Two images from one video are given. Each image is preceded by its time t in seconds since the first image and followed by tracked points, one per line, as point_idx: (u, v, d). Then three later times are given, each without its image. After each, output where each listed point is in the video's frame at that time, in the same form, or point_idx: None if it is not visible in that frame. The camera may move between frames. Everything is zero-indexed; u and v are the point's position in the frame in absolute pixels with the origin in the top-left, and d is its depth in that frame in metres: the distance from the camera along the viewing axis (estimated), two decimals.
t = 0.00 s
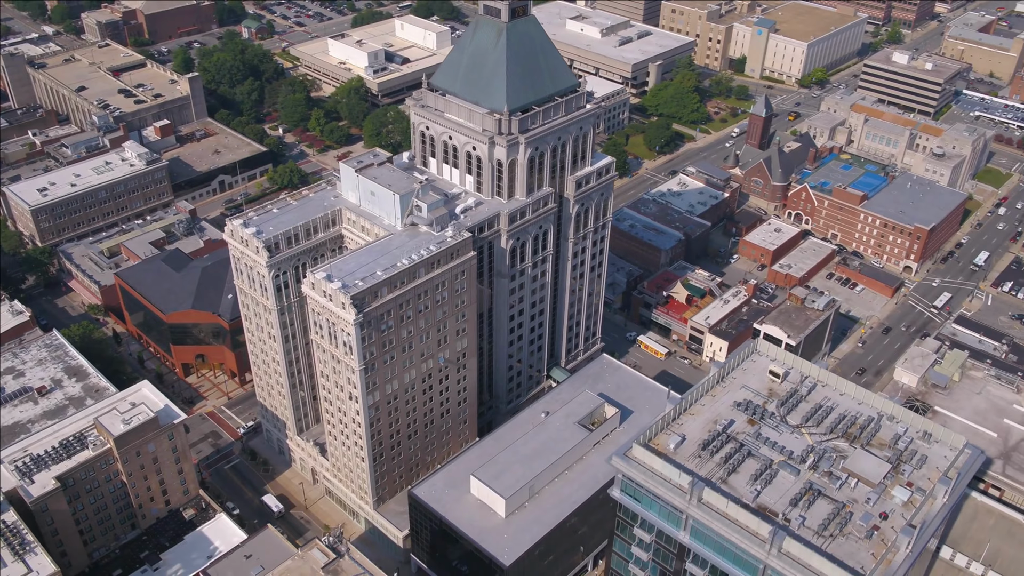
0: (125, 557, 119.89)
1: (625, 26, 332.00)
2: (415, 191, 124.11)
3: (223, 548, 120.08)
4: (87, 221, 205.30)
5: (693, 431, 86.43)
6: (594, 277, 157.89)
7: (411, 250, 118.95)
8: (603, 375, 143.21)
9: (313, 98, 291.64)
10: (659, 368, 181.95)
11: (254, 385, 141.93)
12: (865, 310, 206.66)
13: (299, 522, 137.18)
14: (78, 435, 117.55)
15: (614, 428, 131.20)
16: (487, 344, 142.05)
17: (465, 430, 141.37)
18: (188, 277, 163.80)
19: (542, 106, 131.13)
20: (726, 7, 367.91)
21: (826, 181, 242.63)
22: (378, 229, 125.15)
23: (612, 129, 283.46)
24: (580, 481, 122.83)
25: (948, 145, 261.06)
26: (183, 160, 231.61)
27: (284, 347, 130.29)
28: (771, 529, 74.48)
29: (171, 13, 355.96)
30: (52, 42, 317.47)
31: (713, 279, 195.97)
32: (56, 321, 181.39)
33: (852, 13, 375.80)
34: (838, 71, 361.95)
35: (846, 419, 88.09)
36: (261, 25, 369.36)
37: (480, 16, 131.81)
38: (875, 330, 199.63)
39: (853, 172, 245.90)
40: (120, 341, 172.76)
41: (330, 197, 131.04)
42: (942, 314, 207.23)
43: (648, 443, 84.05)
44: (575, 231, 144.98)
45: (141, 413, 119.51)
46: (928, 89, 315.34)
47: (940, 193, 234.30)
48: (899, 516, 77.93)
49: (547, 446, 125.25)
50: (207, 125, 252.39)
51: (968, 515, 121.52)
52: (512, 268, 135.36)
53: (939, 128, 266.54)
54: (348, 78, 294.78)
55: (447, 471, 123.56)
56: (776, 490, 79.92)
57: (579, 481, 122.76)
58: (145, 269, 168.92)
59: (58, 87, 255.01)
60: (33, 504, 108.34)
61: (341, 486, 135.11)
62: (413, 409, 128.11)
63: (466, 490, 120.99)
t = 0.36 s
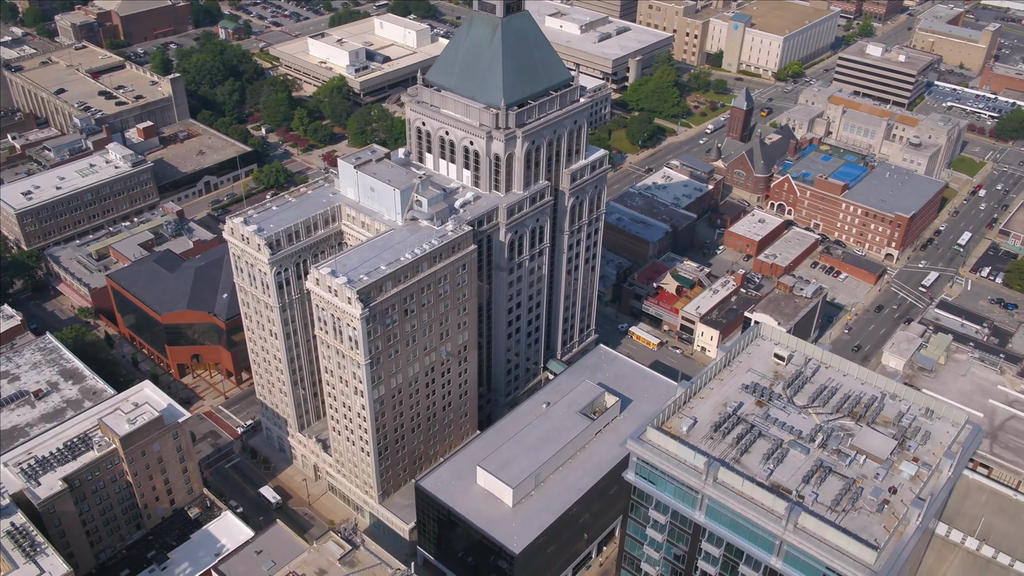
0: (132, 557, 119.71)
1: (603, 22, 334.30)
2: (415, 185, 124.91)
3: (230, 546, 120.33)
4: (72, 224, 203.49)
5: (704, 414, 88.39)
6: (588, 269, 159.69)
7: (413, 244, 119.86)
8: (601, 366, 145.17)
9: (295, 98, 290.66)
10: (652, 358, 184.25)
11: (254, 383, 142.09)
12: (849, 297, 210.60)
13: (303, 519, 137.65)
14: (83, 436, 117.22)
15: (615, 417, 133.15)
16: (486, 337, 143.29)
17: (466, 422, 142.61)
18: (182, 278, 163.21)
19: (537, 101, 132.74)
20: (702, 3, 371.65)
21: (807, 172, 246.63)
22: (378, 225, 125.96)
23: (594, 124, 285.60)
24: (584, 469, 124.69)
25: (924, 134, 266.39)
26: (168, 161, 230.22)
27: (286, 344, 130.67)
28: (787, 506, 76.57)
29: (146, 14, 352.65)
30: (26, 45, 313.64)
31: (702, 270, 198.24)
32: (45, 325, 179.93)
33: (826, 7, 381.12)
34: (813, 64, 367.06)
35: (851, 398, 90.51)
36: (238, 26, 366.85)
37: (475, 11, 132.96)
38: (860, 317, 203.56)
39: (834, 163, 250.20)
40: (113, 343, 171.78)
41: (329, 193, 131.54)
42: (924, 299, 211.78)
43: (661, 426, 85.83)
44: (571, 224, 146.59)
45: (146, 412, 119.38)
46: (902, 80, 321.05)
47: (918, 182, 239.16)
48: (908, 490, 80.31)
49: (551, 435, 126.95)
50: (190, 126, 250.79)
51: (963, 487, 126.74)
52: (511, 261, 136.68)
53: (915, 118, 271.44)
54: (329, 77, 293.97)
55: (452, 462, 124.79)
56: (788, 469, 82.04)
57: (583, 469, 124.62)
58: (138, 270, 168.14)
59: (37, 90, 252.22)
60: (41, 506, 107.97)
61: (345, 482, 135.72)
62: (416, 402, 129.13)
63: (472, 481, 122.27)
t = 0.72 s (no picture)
0: (138, 558, 119.60)
1: (583, 19, 336.27)
2: (415, 181, 125.88)
3: (237, 543, 120.64)
4: (59, 226, 201.69)
5: (712, 398, 90.24)
6: (583, 261, 161.29)
7: (415, 239, 120.68)
8: (598, 357, 146.86)
9: (277, 98, 289.57)
10: (645, 349, 186.37)
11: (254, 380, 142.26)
12: (835, 286, 214.17)
13: (306, 516, 138.04)
14: (87, 437, 116.89)
15: (615, 407, 134.87)
16: (485, 331, 144.39)
17: (467, 415, 143.71)
18: (176, 278, 162.58)
19: (533, 95, 133.77)
20: None
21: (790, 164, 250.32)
22: (379, 220, 126.61)
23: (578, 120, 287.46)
24: (587, 458, 126.33)
25: (902, 125, 270.91)
26: (153, 163, 228.73)
27: (287, 341, 131.03)
28: (799, 485, 78.50)
29: (123, 16, 349.29)
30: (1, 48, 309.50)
31: (691, 261, 199.49)
32: (36, 329, 178.47)
33: (801, 2, 385.92)
34: (790, 58, 371.70)
35: (854, 379, 92.79)
36: (216, 27, 364.21)
37: (469, 8, 134.19)
38: (847, 305, 207.14)
39: (815, 154, 254.18)
40: (106, 346, 170.84)
41: (327, 190, 132.01)
42: (907, 287, 215.83)
43: (671, 411, 87.53)
44: (566, 217, 148.01)
45: (150, 412, 119.25)
46: (878, 73, 326.35)
47: (898, 172, 243.56)
48: (914, 466, 82.63)
49: (553, 427, 128.44)
50: (173, 127, 249.13)
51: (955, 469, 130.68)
52: (509, 255, 137.93)
53: (893, 109, 276.17)
54: (312, 77, 293.09)
55: (457, 455, 125.84)
56: (797, 449, 84.07)
57: (586, 458, 126.24)
58: (131, 272, 167.32)
59: (17, 93, 249.33)
60: (48, 507, 107.66)
61: (348, 477, 136.28)
62: (419, 396, 130.01)
63: (477, 473, 123.47)
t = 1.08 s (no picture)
0: (145, 558, 119.46)
1: (562, 16, 338.20)
2: (414, 176, 126.70)
3: (245, 541, 120.94)
4: (45, 230, 199.79)
5: (721, 382, 92.29)
6: (577, 254, 162.98)
7: (416, 234, 121.60)
8: (596, 348, 148.66)
9: (259, 98, 288.25)
10: (637, 340, 188.68)
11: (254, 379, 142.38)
12: (819, 275, 218.05)
13: (310, 512, 138.43)
14: (91, 438, 116.50)
15: (615, 396, 136.75)
16: (483, 324, 145.58)
17: (467, 408, 144.81)
18: (169, 279, 161.85)
19: (528, 90, 135.32)
20: None
21: (771, 156, 253.99)
22: (378, 216, 127.33)
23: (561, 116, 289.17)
24: (590, 447, 128.08)
25: (879, 116, 275.71)
26: (137, 164, 226.98)
27: (289, 338, 131.41)
28: (811, 463, 80.68)
29: (97, 18, 345.34)
30: None
31: (679, 254, 203.14)
32: (25, 333, 176.83)
33: None
34: (765, 52, 376.33)
35: (856, 360, 95.27)
36: (192, 28, 361.00)
37: (463, 5, 135.29)
38: (832, 292, 211.02)
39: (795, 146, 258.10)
40: (98, 348, 169.74)
41: (325, 187, 132.40)
42: (890, 274, 220.23)
43: (682, 395, 89.41)
44: (561, 210, 149.54)
45: (154, 412, 119.07)
46: (852, 65, 331.73)
47: (877, 162, 248.13)
48: (919, 442, 85.14)
49: (555, 417, 129.95)
50: (156, 129, 247.21)
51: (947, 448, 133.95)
52: (506, 248, 139.17)
53: (869, 101, 280.98)
54: (293, 76, 291.95)
55: (462, 447, 126.98)
56: (806, 429, 86.28)
57: (589, 447, 127.98)
58: (123, 274, 166.28)
59: None
60: (56, 509, 107.31)
61: (352, 472, 136.86)
62: (422, 390, 130.92)
63: (482, 464, 124.69)
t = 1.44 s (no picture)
0: (152, 557, 119.57)
1: (545, 14, 339.61)
2: (415, 172, 127.61)
3: (252, 538, 121.31)
4: (34, 233, 198.33)
5: (728, 368, 94.05)
6: (572, 248, 164.34)
7: (419, 229, 122.42)
8: (594, 340, 150.19)
9: (244, 98, 287.10)
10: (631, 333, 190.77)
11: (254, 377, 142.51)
12: (807, 266, 221.40)
13: (314, 508, 139.00)
14: (97, 438, 116.29)
15: (616, 387, 138.31)
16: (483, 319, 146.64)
17: (468, 402, 145.79)
18: (165, 279, 161.36)
19: (524, 85, 136.37)
20: None
21: (757, 149, 256.91)
22: (379, 213, 128.05)
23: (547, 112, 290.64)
24: (593, 437, 129.59)
25: (861, 109, 279.74)
26: (125, 166, 225.63)
27: (291, 336, 131.81)
28: (821, 446, 82.54)
29: (76, 19, 342.19)
30: None
31: (671, 246, 205.51)
32: (19, 337, 175.72)
33: None
34: (746, 47, 380.01)
35: (858, 345, 97.39)
36: (173, 29, 358.33)
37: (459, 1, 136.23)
38: (820, 283, 214.37)
39: (780, 140, 261.39)
40: (94, 350, 168.99)
41: (325, 184, 132.89)
42: (876, 264, 223.99)
43: (691, 382, 90.97)
44: (558, 204, 150.76)
45: (160, 411, 119.03)
46: (832, 59, 335.92)
47: (861, 154, 251.91)
48: (923, 423, 87.28)
49: (558, 408, 131.25)
50: (142, 130, 245.70)
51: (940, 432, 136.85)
52: (505, 242, 140.25)
53: (851, 94, 285.07)
54: (278, 76, 290.75)
55: (466, 440, 128.01)
56: (814, 412, 88.18)
57: (592, 438, 129.49)
58: (117, 275, 165.43)
59: None
60: (65, 510, 107.16)
61: (355, 468, 137.43)
62: (425, 384, 131.79)
63: (488, 456, 125.79)
